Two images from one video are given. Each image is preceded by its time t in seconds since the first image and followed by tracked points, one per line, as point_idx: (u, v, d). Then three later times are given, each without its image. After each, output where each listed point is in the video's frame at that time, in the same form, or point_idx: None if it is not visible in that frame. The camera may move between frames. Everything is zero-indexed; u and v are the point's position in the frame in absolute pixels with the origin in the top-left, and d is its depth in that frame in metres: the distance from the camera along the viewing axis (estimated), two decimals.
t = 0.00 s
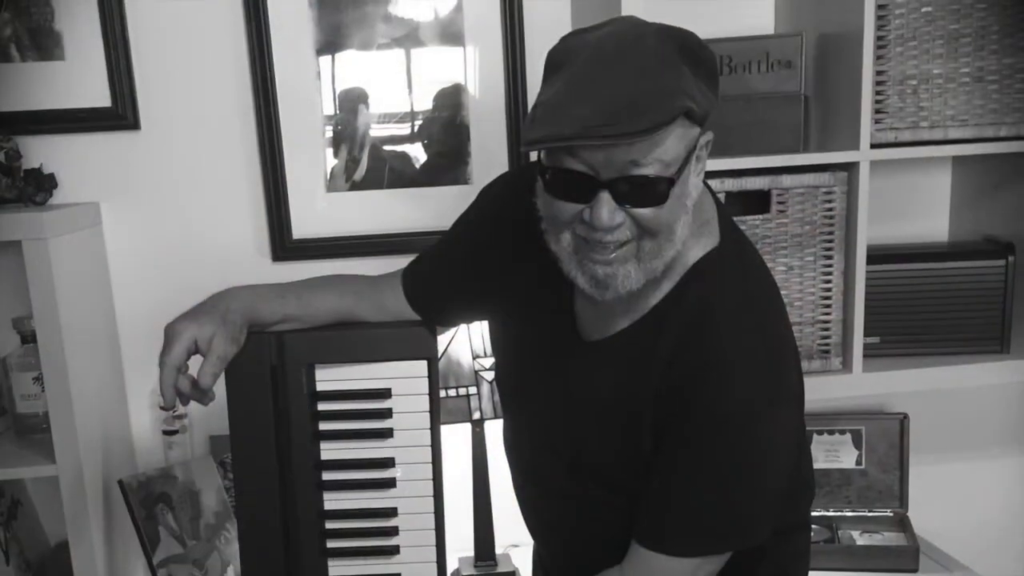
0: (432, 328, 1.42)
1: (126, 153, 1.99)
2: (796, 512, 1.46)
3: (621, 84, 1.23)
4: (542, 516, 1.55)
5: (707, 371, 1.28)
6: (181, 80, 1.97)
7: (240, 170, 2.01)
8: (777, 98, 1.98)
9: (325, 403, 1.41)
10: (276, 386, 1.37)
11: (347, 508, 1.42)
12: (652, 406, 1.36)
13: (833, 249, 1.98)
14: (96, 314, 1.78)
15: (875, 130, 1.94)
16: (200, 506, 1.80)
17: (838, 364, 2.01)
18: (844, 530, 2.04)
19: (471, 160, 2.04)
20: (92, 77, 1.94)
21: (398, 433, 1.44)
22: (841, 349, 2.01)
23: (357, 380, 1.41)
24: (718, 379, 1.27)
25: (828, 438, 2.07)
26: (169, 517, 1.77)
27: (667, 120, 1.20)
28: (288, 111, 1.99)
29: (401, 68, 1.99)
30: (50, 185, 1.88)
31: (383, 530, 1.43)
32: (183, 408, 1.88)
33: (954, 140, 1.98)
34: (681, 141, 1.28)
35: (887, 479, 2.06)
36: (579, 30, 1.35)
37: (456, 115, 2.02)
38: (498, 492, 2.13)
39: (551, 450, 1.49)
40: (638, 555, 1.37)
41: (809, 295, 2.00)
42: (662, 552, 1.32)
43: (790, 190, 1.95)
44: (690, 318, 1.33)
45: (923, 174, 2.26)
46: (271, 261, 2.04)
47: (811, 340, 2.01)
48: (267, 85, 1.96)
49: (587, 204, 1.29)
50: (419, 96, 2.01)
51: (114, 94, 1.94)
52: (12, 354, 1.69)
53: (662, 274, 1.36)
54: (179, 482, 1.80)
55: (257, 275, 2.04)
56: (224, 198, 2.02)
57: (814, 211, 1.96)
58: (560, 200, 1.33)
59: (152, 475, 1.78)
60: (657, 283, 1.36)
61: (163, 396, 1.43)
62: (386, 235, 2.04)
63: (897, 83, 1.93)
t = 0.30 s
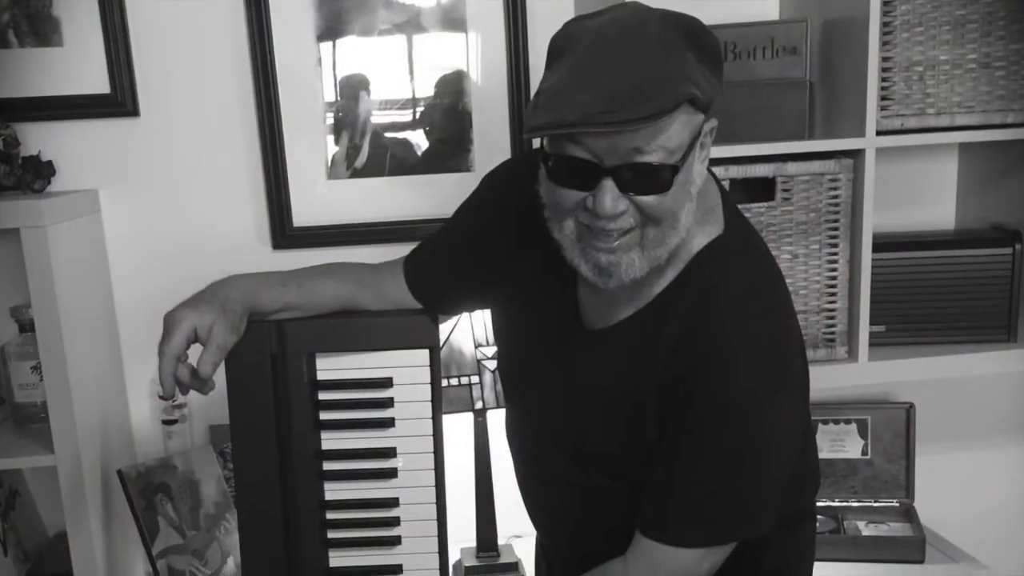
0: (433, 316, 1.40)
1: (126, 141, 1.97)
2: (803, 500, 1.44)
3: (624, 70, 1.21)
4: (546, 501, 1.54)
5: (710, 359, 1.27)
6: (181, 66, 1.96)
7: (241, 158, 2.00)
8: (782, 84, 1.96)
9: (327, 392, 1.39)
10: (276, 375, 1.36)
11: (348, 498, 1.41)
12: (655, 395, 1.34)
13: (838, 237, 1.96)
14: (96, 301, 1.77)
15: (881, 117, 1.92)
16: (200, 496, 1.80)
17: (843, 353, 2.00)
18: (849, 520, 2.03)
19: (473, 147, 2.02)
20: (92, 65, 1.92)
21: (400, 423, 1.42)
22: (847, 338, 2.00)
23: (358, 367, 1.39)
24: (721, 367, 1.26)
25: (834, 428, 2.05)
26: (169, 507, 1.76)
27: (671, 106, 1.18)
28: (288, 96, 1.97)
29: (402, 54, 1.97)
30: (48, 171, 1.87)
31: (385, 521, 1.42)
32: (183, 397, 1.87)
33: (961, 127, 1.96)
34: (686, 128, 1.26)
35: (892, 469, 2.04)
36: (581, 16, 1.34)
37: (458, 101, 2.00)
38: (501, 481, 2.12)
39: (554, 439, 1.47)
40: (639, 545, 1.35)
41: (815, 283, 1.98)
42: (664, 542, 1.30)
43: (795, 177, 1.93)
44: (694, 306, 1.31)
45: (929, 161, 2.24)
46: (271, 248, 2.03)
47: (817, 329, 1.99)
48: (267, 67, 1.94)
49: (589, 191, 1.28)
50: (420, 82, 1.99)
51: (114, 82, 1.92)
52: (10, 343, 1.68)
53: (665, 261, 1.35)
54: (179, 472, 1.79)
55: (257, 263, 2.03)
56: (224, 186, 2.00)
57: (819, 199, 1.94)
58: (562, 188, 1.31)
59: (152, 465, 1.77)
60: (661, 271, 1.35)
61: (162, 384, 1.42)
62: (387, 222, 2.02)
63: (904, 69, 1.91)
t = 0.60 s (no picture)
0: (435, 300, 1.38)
1: (125, 125, 1.95)
2: (810, 487, 1.41)
3: (628, 52, 1.19)
4: (549, 487, 1.52)
5: (716, 344, 1.25)
6: (179, 50, 1.93)
7: (240, 142, 1.97)
8: (789, 67, 1.93)
9: (327, 378, 1.37)
10: (277, 361, 1.34)
11: (349, 486, 1.39)
12: (659, 380, 1.32)
13: (845, 222, 1.94)
14: (94, 287, 1.75)
15: (888, 100, 1.90)
16: (200, 483, 1.78)
17: (850, 339, 1.97)
18: (856, 508, 2.01)
19: (476, 131, 2.00)
20: (90, 49, 1.90)
21: (402, 409, 1.39)
22: (854, 324, 1.97)
23: (359, 353, 1.37)
24: (727, 352, 1.24)
25: (840, 415, 2.03)
26: (168, 495, 1.74)
27: (676, 89, 1.16)
28: (288, 79, 1.95)
29: (403, 37, 1.95)
30: (46, 155, 1.85)
31: (386, 509, 1.40)
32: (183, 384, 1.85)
33: (970, 110, 1.93)
34: (692, 111, 1.24)
35: (900, 456, 2.03)
36: None
37: (460, 84, 1.98)
38: (505, 469, 2.11)
39: (556, 424, 1.45)
40: (644, 533, 1.33)
41: (821, 268, 1.96)
42: (668, 529, 1.28)
43: (801, 161, 1.91)
44: (699, 290, 1.29)
45: (937, 145, 2.21)
46: (272, 233, 2.01)
47: (823, 315, 1.97)
48: (267, 46, 1.91)
49: (594, 175, 1.26)
50: (422, 65, 1.97)
51: (112, 65, 1.90)
52: (8, 329, 1.66)
53: (670, 246, 1.32)
54: (178, 459, 1.77)
55: (258, 248, 2.01)
56: (224, 170, 1.98)
57: (826, 183, 1.92)
58: (566, 172, 1.29)
59: (151, 452, 1.75)
60: (666, 256, 1.33)
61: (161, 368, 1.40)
62: (389, 207, 2.00)
63: (911, 52, 1.89)
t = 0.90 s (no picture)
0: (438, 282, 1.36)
1: (123, 106, 1.92)
2: (820, 472, 1.39)
3: (633, 30, 1.17)
4: (554, 472, 1.50)
5: (722, 325, 1.23)
6: (178, 29, 1.90)
7: (241, 122, 1.95)
8: (796, 46, 1.90)
9: (328, 361, 1.35)
10: (277, 343, 1.31)
11: (351, 471, 1.37)
12: (666, 363, 1.30)
13: (854, 203, 1.91)
14: (91, 269, 1.73)
15: (898, 79, 1.87)
16: (199, 468, 1.76)
17: (859, 321, 1.94)
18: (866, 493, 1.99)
19: (479, 110, 1.97)
20: (86, 27, 1.87)
21: (404, 393, 1.37)
22: (863, 306, 1.95)
23: (361, 337, 1.35)
24: (733, 333, 1.22)
25: (849, 398, 2.02)
26: (167, 480, 1.72)
27: (681, 69, 1.14)
28: (288, 58, 1.92)
29: (406, 15, 1.92)
30: (43, 135, 1.83)
31: (389, 494, 1.38)
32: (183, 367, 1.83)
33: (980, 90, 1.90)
34: (698, 90, 1.21)
35: (909, 440, 2.00)
36: None
37: (464, 63, 1.95)
38: (509, 454, 2.09)
39: (560, 407, 1.43)
40: (650, 518, 1.30)
41: (830, 250, 1.93)
42: (674, 513, 1.26)
43: (809, 141, 1.88)
44: (705, 270, 1.26)
45: (948, 125, 2.18)
46: (272, 215, 1.98)
47: (832, 297, 1.94)
48: (267, 20, 1.88)
49: (599, 154, 1.23)
50: (425, 44, 1.94)
51: (110, 44, 1.87)
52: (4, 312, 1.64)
53: (677, 228, 1.29)
54: (178, 443, 1.76)
55: (259, 230, 1.98)
56: (224, 150, 1.96)
57: (834, 163, 1.89)
58: (570, 152, 1.26)
59: (150, 436, 1.73)
60: (672, 238, 1.30)
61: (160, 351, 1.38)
62: (392, 188, 1.97)
63: (921, 30, 1.85)
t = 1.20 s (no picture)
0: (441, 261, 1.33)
1: (121, 83, 1.89)
2: (830, 456, 1.36)
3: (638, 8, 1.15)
4: (559, 456, 1.47)
5: (730, 305, 1.20)
6: (177, 4, 1.87)
7: (241, 99, 1.92)
8: (805, 22, 1.86)
9: (330, 343, 1.33)
10: (277, 325, 1.29)
11: (352, 454, 1.34)
12: (673, 345, 1.27)
13: (864, 182, 1.88)
14: (89, 248, 1.70)
15: (908, 56, 1.83)
16: (198, 451, 1.74)
17: (869, 302, 1.92)
18: (875, 477, 1.98)
19: (483, 87, 1.94)
20: (82, 3, 1.84)
21: (407, 374, 1.33)
22: (873, 287, 1.92)
23: (363, 318, 1.32)
24: (741, 314, 1.20)
25: (859, 380, 1.99)
26: (166, 463, 1.70)
27: (688, 46, 1.12)
28: (288, 34, 1.88)
29: None
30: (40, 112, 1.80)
31: (391, 477, 1.34)
32: (182, 348, 1.81)
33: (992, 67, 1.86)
34: (706, 67, 1.18)
35: (920, 423, 1.98)
36: None
37: (467, 40, 1.91)
38: (513, 436, 2.07)
39: (565, 390, 1.40)
40: (656, 502, 1.27)
41: (839, 230, 1.89)
42: (681, 497, 1.24)
43: (818, 119, 1.85)
44: (714, 249, 1.24)
45: (959, 102, 2.14)
46: (273, 193, 1.95)
47: (842, 277, 1.91)
48: None
49: (605, 132, 1.20)
50: (427, 20, 1.90)
51: (107, 19, 1.84)
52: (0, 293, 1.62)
53: (683, 208, 1.27)
54: (176, 426, 1.73)
55: (259, 209, 1.95)
56: (224, 128, 1.93)
57: (844, 141, 1.86)
58: (576, 130, 1.23)
59: (149, 419, 1.71)
60: (679, 217, 1.27)
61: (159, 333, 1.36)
62: (394, 166, 1.94)
63: (932, 6, 1.82)
